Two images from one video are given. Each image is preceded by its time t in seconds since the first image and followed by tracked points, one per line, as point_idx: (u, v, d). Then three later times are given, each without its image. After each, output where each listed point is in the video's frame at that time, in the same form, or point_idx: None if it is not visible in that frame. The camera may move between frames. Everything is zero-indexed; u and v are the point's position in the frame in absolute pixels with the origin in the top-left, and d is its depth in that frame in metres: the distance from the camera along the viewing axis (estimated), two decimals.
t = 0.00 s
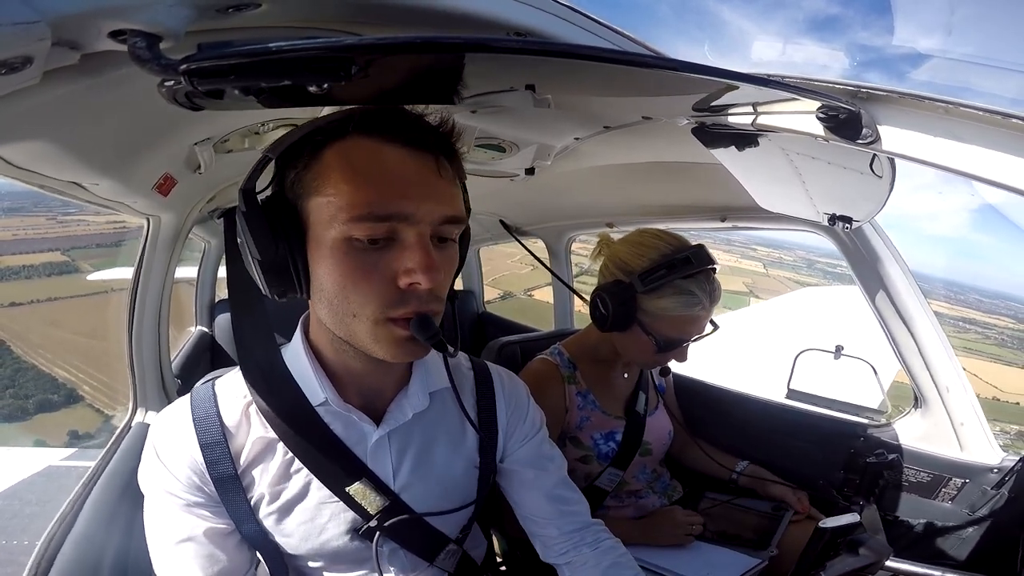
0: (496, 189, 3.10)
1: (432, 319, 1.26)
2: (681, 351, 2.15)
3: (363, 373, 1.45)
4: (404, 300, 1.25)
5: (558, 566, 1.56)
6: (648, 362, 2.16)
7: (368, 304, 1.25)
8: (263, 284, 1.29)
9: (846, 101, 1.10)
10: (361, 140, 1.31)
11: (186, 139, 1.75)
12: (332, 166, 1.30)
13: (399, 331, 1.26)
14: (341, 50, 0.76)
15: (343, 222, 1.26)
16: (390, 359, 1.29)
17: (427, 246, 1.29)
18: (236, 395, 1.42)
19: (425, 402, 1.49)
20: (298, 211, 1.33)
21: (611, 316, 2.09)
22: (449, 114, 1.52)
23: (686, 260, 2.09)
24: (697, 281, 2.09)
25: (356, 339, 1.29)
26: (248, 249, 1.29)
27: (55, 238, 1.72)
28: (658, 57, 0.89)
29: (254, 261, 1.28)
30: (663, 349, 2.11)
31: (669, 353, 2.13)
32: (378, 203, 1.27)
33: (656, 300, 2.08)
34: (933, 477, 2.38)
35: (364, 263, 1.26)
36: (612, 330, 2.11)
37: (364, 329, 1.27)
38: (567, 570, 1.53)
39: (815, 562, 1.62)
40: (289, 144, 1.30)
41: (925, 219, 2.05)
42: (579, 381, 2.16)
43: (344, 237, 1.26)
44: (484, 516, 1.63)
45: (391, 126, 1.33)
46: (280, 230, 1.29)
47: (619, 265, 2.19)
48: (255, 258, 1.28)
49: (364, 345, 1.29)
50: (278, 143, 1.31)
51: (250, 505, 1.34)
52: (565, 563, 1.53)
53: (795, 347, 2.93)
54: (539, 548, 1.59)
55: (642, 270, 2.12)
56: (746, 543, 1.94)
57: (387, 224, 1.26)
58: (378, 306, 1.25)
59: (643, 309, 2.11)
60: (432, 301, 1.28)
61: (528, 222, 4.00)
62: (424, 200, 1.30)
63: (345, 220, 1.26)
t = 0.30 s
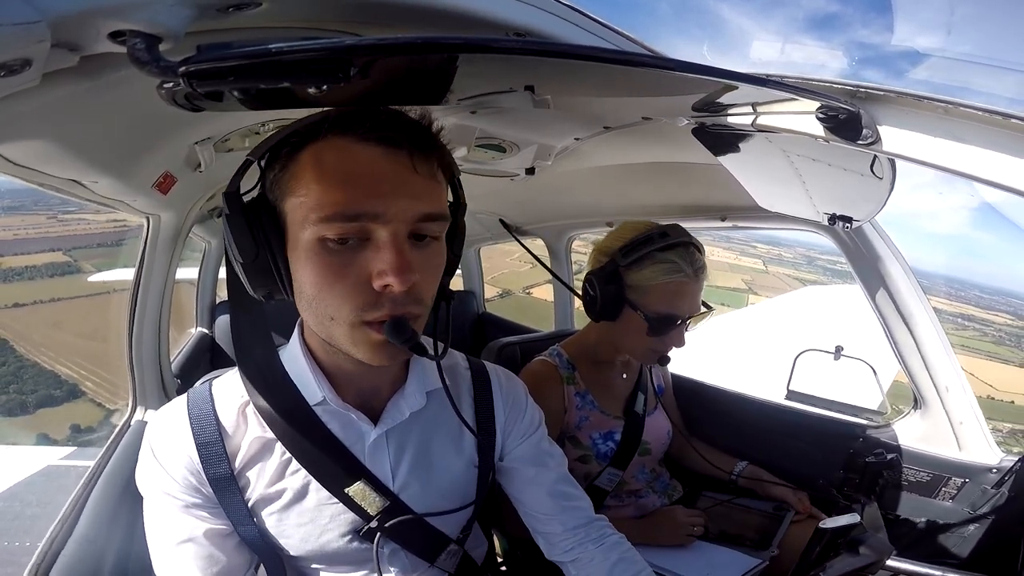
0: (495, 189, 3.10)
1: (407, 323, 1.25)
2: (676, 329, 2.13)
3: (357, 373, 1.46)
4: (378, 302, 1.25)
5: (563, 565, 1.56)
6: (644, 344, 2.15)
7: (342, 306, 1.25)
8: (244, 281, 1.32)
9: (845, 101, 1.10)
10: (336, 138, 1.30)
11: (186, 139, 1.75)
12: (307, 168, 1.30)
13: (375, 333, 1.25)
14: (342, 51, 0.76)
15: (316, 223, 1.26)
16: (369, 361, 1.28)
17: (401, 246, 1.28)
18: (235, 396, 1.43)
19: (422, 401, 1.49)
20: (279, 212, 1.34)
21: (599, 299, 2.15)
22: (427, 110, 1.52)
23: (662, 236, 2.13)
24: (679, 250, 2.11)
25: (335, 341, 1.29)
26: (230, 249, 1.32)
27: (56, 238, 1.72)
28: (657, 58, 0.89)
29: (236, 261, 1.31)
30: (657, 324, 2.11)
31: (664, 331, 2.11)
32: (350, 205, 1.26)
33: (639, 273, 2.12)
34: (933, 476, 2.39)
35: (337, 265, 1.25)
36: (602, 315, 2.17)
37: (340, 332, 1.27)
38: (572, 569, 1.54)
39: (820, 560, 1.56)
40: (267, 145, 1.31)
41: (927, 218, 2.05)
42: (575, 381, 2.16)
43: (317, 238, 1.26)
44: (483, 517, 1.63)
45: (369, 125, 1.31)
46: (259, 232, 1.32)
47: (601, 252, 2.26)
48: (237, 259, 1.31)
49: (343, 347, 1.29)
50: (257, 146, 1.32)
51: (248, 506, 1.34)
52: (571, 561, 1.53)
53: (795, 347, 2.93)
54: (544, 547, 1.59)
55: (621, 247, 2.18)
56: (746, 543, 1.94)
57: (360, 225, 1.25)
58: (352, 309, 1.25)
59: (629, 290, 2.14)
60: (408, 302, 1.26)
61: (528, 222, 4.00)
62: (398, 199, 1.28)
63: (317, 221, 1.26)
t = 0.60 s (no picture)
0: (496, 189, 3.10)
1: (395, 318, 1.24)
2: (674, 312, 2.16)
3: (355, 372, 1.46)
4: (366, 298, 1.24)
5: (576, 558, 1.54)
6: (645, 330, 2.18)
7: (330, 301, 1.25)
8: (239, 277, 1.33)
9: (845, 100, 1.10)
10: (327, 135, 1.31)
11: (186, 139, 1.75)
12: (298, 165, 1.30)
13: (363, 329, 1.25)
14: (342, 50, 0.76)
15: (307, 219, 1.27)
16: (359, 357, 1.28)
17: (390, 242, 1.28)
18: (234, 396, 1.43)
19: (422, 400, 1.49)
20: (272, 209, 1.35)
21: (596, 293, 2.17)
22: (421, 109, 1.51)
23: (647, 223, 2.14)
24: (667, 233, 2.13)
25: (325, 337, 1.29)
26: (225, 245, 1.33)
27: (57, 238, 1.72)
28: (657, 58, 0.89)
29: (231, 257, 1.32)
30: (656, 307, 2.13)
31: (663, 315, 2.14)
32: (339, 201, 1.27)
33: (631, 259, 2.14)
34: (932, 477, 2.38)
35: (326, 261, 1.25)
36: (600, 309, 2.20)
37: (330, 328, 1.27)
38: (584, 562, 1.53)
39: (822, 560, 1.62)
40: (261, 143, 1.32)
41: (927, 218, 2.05)
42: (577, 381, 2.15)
43: (307, 234, 1.26)
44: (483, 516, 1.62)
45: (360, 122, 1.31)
46: (253, 228, 1.32)
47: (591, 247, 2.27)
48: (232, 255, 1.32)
49: (333, 343, 1.29)
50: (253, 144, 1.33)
51: (248, 505, 1.33)
52: (582, 553, 1.53)
53: (795, 347, 2.93)
54: (555, 539, 1.57)
55: (610, 237, 2.19)
56: (747, 543, 1.93)
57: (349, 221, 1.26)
58: (340, 304, 1.25)
59: (624, 282, 2.16)
60: (396, 298, 1.26)
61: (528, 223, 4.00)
62: (388, 195, 1.28)
63: (308, 217, 1.26)
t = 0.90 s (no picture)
0: (495, 189, 3.10)
1: (399, 313, 1.23)
2: (674, 305, 2.16)
3: (355, 372, 1.45)
4: (371, 292, 1.24)
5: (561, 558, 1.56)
6: (647, 325, 2.17)
7: (335, 294, 1.24)
8: (242, 274, 1.32)
9: (845, 100, 1.11)
10: (335, 132, 1.31)
11: (186, 139, 1.75)
12: (305, 161, 1.31)
13: (368, 324, 1.24)
14: (341, 50, 0.76)
15: (314, 213, 1.27)
16: (362, 353, 1.27)
17: (397, 238, 1.28)
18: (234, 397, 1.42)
19: (421, 401, 1.49)
20: (277, 206, 1.35)
21: (596, 291, 2.17)
22: (424, 108, 1.51)
23: (642, 220, 2.15)
24: (664, 229, 2.14)
25: (329, 333, 1.29)
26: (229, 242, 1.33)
27: (57, 236, 1.72)
28: (656, 58, 0.90)
29: (235, 254, 1.31)
30: (656, 301, 2.13)
31: (663, 309, 2.14)
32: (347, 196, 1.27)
33: (628, 255, 2.14)
34: (933, 477, 2.40)
35: (332, 255, 1.25)
36: (601, 308, 2.19)
37: (334, 323, 1.26)
38: (572, 564, 1.54)
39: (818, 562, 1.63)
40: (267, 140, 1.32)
41: (927, 218, 2.05)
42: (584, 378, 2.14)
43: (313, 228, 1.26)
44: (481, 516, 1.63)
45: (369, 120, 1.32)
46: (257, 224, 1.32)
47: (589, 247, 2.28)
48: (236, 251, 1.32)
49: (337, 339, 1.28)
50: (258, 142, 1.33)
51: (247, 506, 1.34)
52: (570, 555, 1.54)
53: (795, 346, 2.94)
54: (542, 541, 1.58)
55: (607, 235, 2.20)
56: (747, 545, 1.94)
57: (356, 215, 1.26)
58: (345, 298, 1.24)
59: (624, 280, 2.17)
60: (402, 293, 1.26)
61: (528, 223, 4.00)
62: (396, 191, 1.29)
63: (315, 211, 1.27)
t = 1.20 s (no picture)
0: (495, 189, 3.10)
1: (417, 320, 1.25)
2: (678, 304, 2.15)
3: (355, 373, 1.45)
4: (390, 300, 1.25)
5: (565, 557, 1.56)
6: (651, 325, 2.16)
7: (353, 301, 1.25)
8: (248, 277, 1.30)
9: (845, 100, 1.11)
10: (353, 136, 1.31)
11: (186, 138, 1.75)
12: (322, 163, 1.30)
13: (385, 331, 1.26)
14: (341, 51, 0.76)
15: (332, 218, 1.26)
16: (376, 358, 1.29)
17: (415, 245, 1.29)
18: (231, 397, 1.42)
19: (419, 402, 1.49)
20: (289, 207, 1.34)
21: (599, 293, 2.17)
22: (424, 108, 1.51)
23: (643, 220, 2.14)
24: (665, 230, 2.13)
25: (342, 339, 1.29)
26: (235, 243, 1.31)
27: (59, 235, 1.71)
28: (658, 57, 0.89)
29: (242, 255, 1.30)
30: (659, 300, 2.12)
31: (666, 310, 2.13)
32: (366, 202, 1.27)
33: (630, 256, 2.14)
34: (932, 476, 2.41)
35: (350, 260, 1.25)
36: (605, 309, 2.18)
37: (349, 329, 1.27)
38: (575, 561, 1.54)
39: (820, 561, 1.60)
40: (279, 140, 1.31)
41: (926, 220, 2.05)
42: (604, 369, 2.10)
43: (331, 233, 1.26)
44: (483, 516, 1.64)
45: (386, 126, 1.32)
46: (267, 226, 1.30)
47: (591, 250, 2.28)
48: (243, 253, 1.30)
49: (351, 344, 1.29)
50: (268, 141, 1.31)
51: (247, 507, 1.34)
52: (574, 553, 1.54)
53: (795, 347, 2.93)
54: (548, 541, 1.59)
55: (609, 237, 2.21)
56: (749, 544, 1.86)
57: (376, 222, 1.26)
58: (363, 305, 1.25)
59: (625, 280, 2.16)
60: (418, 302, 1.28)
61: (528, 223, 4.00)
62: (415, 198, 1.29)
63: (333, 216, 1.26)
